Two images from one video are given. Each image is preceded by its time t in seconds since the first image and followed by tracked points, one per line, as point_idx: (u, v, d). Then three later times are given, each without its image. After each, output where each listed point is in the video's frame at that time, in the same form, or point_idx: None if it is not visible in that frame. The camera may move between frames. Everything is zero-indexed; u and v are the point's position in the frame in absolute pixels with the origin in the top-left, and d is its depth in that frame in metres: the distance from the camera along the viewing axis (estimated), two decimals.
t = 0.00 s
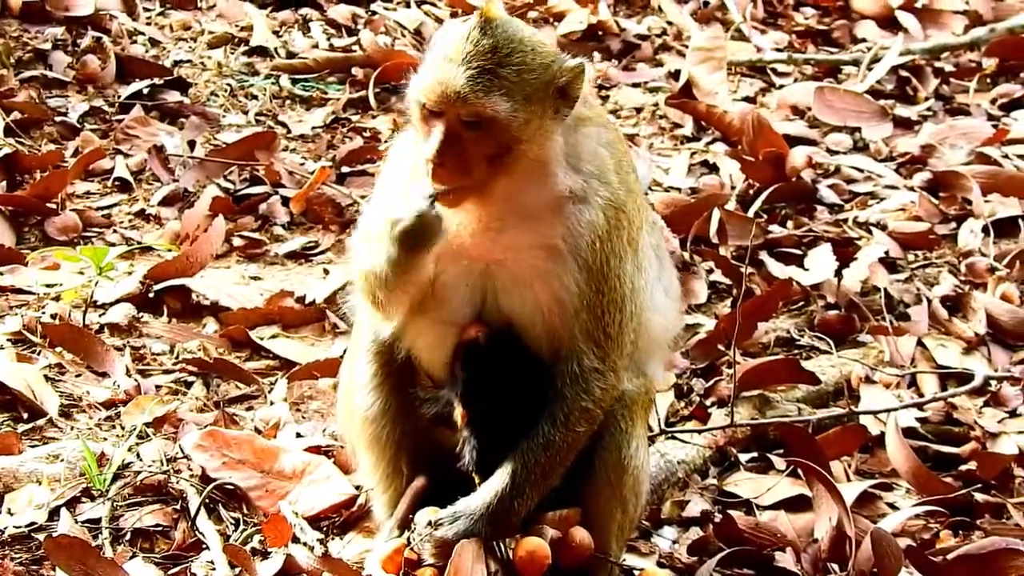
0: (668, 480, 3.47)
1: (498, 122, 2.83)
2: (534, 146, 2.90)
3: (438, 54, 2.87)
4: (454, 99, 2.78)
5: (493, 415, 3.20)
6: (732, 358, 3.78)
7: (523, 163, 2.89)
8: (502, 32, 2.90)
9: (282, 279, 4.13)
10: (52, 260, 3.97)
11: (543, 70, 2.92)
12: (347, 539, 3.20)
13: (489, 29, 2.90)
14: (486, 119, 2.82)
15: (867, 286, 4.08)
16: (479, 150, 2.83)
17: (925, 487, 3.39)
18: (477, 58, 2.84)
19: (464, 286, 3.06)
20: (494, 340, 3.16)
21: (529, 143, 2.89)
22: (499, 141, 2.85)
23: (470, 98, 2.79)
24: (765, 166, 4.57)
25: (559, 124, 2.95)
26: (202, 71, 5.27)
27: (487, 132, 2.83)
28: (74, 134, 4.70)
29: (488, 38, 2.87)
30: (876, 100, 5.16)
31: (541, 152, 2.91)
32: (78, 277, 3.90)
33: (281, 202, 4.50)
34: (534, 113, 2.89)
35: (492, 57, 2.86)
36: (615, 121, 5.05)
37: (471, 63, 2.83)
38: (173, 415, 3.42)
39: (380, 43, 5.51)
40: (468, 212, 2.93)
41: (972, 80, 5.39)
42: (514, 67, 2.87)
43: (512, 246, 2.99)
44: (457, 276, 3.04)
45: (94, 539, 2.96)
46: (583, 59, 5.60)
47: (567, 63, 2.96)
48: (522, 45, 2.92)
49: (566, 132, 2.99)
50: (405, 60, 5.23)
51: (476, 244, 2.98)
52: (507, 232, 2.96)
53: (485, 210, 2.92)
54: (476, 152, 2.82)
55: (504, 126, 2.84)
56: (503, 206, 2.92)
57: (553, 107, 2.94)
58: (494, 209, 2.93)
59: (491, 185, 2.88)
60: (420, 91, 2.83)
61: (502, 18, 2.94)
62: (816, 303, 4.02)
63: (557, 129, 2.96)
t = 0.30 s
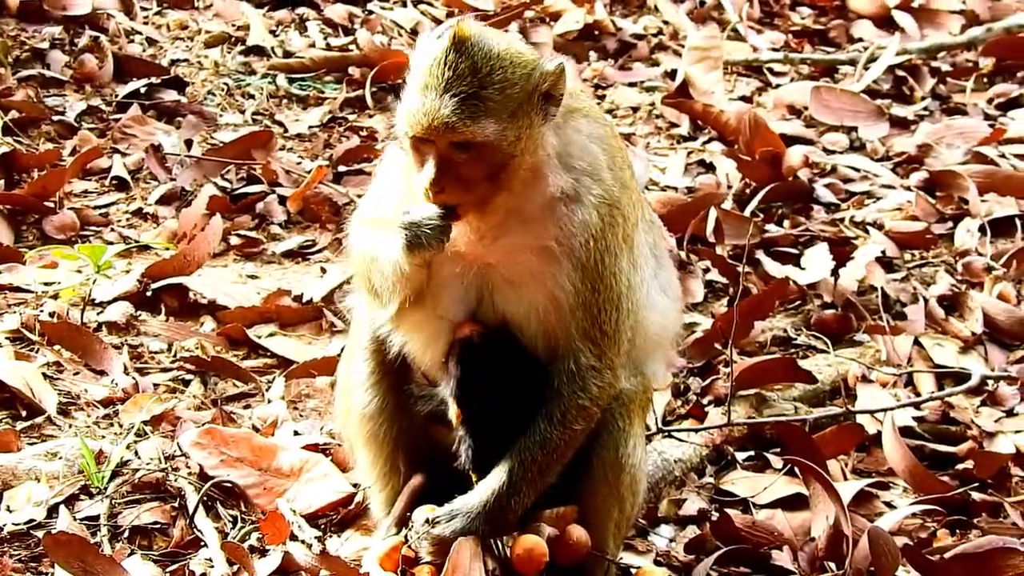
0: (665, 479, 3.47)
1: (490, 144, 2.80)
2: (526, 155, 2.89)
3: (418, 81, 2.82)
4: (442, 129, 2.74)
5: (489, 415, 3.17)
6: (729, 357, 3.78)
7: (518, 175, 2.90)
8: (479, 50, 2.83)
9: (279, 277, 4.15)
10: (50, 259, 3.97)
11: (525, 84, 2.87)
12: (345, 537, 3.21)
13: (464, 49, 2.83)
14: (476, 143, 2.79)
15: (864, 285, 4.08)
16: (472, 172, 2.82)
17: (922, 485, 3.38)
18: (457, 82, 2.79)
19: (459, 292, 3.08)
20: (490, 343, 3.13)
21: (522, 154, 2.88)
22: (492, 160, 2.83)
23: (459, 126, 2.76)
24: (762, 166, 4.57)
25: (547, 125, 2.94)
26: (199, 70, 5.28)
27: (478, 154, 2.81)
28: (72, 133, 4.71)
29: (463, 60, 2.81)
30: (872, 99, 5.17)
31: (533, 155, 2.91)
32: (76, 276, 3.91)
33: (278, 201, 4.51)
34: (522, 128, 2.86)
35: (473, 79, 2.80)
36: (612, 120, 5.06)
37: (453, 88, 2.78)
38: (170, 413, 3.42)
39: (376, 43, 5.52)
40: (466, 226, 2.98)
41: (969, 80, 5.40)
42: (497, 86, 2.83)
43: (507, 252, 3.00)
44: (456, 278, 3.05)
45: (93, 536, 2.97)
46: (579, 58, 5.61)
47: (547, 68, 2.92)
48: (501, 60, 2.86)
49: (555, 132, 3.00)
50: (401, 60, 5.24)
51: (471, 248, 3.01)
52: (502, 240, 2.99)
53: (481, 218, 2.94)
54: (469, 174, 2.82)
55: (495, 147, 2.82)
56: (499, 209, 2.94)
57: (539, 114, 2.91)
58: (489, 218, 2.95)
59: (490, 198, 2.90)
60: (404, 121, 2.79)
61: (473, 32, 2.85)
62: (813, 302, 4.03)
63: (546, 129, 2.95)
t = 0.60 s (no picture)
0: (665, 476, 3.46)
1: (479, 144, 2.80)
2: (519, 156, 2.89)
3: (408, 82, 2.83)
4: (432, 128, 2.74)
5: (487, 411, 3.18)
6: (729, 355, 3.78)
7: (510, 176, 2.89)
8: (469, 50, 2.83)
9: (279, 275, 4.15)
10: (51, 257, 3.98)
11: (514, 83, 2.87)
12: (345, 535, 3.21)
13: (453, 50, 2.83)
14: (466, 143, 2.79)
15: (864, 283, 4.07)
16: (464, 172, 2.82)
17: (922, 483, 3.38)
18: (446, 82, 2.79)
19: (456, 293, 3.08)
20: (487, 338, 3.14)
21: (513, 155, 2.87)
22: (483, 160, 2.83)
23: (449, 126, 2.76)
24: (762, 163, 4.57)
25: (540, 123, 2.93)
26: (199, 68, 5.28)
27: (468, 154, 2.81)
28: (71, 132, 4.72)
29: (453, 60, 2.82)
30: (871, 96, 5.17)
31: (526, 155, 2.91)
32: (76, 274, 3.91)
33: (278, 199, 4.51)
34: (512, 128, 2.86)
35: (462, 79, 2.81)
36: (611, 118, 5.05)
37: (443, 89, 2.79)
38: (170, 412, 3.43)
39: (375, 41, 5.53)
40: (460, 227, 2.98)
41: (969, 77, 5.40)
42: (486, 86, 2.83)
43: (503, 253, 3.00)
44: (452, 278, 3.05)
45: (93, 534, 2.97)
46: (579, 57, 5.61)
47: (535, 67, 2.91)
48: (490, 60, 2.86)
49: (549, 131, 2.99)
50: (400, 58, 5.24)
51: (466, 249, 3.01)
52: (497, 241, 2.98)
53: (476, 218, 2.94)
54: (460, 173, 2.81)
55: (485, 147, 2.82)
56: (495, 210, 2.94)
57: (530, 113, 2.91)
58: (484, 218, 2.95)
59: (485, 198, 2.89)
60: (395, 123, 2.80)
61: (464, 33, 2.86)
62: (813, 299, 4.03)
63: (540, 127, 2.95)
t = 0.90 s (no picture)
0: (671, 473, 3.48)
1: (481, 139, 2.79)
2: (521, 152, 2.87)
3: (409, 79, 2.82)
4: (434, 125, 2.73)
5: (490, 404, 3.18)
6: (735, 351, 3.78)
7: (511, 173, 2.87)
8: (470, 48, 2.82)
9: (284, 273, 4.17)
10: (56, 256, 3.98)
11: (514, 77, 2.86)
12: (351, 533, 3.20)
13: (453, 46, 2.81)
14: (468, 139, 2.78)
15: (869, 279, 4.07)
16: (466, 169, 2.81)
17: (928, 479, 3.37)
18: (448, 79, 2.78)
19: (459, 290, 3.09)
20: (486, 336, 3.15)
21: (515, 150, 2.85)
22: (486, 156, 2.82)
23: (451, 122, 2.74)
24: (767, 160, 4.57)
25: (540, 118, 2.93)
26: (204, 67, 5.29)
27: (471, 151, 2.80)
28: (76, 131, 4.72)
29: (454, 57, 2.81)
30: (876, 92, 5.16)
31: (527, 151, 2.89)
32: (82, 273, 3.91)
33: (283, 197, 4.52)
34: (514, 124, 2.85)
35: (463, 75, 2.80)
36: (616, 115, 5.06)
37: (444, 85, 2.78)
38: (176, 410, 3.43)
39: (380, 39, 5.53)
40: (463, 226, 2.97)
41: (973, 73, 5.40)
42: (487, 81, 2.81)
43: (505, 249, 3.00)
44: (458, 275, 3.06)
45: (100, 534, 2.97)
46: (583, 54, 5.62)
47: (535, 62, 2.91)
48: (491, 56, 2.85)
49: (547, 129, 2.98)
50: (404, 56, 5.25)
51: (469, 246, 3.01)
52: (498, 238, 2.98)
53: (478, 217, 2.91)
54: (461, 171, 2.81)
55: (487, 143, 2.81)
56: (496, 208, 2.92)
57: (530, 109, 2.90)
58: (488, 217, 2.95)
59: (488, 195, 2.87)
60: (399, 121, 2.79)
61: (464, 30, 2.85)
62: (818, 296, 4.04)
63: (539, 123, 2.94)
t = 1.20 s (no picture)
0: (676, 471, 3.49)
1: (458, 144, 2.83)
2: (504, 158, 2.88)
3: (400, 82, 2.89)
4: (410, 127, 2.79)
5: (492, 399, 3.18)
6: (741, 350, 3.78)
7: (496, 176, 2.89)
8: (456, 52, 2.88)
9: (289, 272, 4.18)
10: (61, 256, 3.98)
11: (498, 86, 2.87)
12: (357, 532, 3.20)
13: (442, 51, 2.88)
14: (446, 142, 2.82)
15: (874, 277, 4.07)
16: (445, 172, 2.85)
17: (934, 477, 3.37)
18: (430, 81, 2.84)
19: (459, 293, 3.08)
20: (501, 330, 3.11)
21: (496, 157, 2.87)
22: (463, 160, 2.85)
23: (427, 126, 2.79)
24: (771, 158, 4.57)
25: (530, 130, 2.91)
26: (208, 66, 5.29)
27: (451, 155, 2.84)
28: (81, 130, 4.72)
29: (442, 60, 2.87)
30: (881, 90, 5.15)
31: (515, 154, 2.89)
32: (87, 273, 3.91)
33: (288, 196, 4.52)
34: (495, 133, 2.86)
35: (447, 80, 2.85)
36: (621, 113, 5.06)
37: (426, 89, 2.83)
38: (182, 409, 3.43)
39: (385, 38, 5.53)
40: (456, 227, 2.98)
41: (978, 70, 5.40)
42: (470, 87, 2.85)
43: (501, 250, 2.99)
44: (458, 273, 3.05)
45: (106, 533, 2.97)
46: (587, 52, 5.62)
47: (526, 72, 2.89)
48: (478, 62, 2.89)
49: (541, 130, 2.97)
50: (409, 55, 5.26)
51: (467, 247, 3.01)
52: (494, 240, 2.97)
53: (469, 216, 2.92)
54: (441, 173, 2.84)
55: (465, 148, 2.84)
56: (483, 211, 2.93)
57: (518, 120, 2.89)
58: (479, 221, 2.94)
59: (474, 196, 2.89)
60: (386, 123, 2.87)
61: (457, 38, 2.91)
62: (823, 294, 4.04)
63: (529, 134, 2.92)
